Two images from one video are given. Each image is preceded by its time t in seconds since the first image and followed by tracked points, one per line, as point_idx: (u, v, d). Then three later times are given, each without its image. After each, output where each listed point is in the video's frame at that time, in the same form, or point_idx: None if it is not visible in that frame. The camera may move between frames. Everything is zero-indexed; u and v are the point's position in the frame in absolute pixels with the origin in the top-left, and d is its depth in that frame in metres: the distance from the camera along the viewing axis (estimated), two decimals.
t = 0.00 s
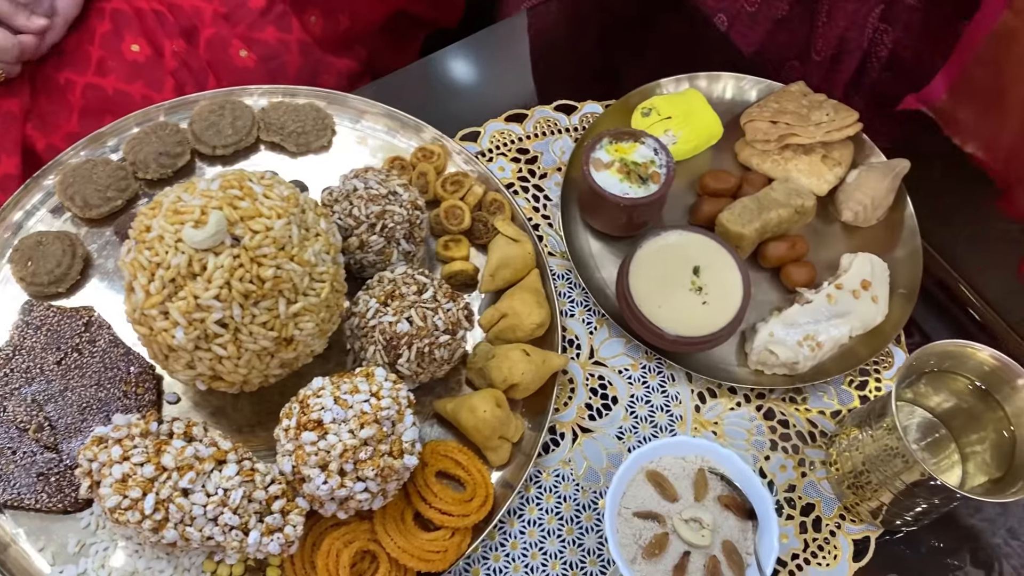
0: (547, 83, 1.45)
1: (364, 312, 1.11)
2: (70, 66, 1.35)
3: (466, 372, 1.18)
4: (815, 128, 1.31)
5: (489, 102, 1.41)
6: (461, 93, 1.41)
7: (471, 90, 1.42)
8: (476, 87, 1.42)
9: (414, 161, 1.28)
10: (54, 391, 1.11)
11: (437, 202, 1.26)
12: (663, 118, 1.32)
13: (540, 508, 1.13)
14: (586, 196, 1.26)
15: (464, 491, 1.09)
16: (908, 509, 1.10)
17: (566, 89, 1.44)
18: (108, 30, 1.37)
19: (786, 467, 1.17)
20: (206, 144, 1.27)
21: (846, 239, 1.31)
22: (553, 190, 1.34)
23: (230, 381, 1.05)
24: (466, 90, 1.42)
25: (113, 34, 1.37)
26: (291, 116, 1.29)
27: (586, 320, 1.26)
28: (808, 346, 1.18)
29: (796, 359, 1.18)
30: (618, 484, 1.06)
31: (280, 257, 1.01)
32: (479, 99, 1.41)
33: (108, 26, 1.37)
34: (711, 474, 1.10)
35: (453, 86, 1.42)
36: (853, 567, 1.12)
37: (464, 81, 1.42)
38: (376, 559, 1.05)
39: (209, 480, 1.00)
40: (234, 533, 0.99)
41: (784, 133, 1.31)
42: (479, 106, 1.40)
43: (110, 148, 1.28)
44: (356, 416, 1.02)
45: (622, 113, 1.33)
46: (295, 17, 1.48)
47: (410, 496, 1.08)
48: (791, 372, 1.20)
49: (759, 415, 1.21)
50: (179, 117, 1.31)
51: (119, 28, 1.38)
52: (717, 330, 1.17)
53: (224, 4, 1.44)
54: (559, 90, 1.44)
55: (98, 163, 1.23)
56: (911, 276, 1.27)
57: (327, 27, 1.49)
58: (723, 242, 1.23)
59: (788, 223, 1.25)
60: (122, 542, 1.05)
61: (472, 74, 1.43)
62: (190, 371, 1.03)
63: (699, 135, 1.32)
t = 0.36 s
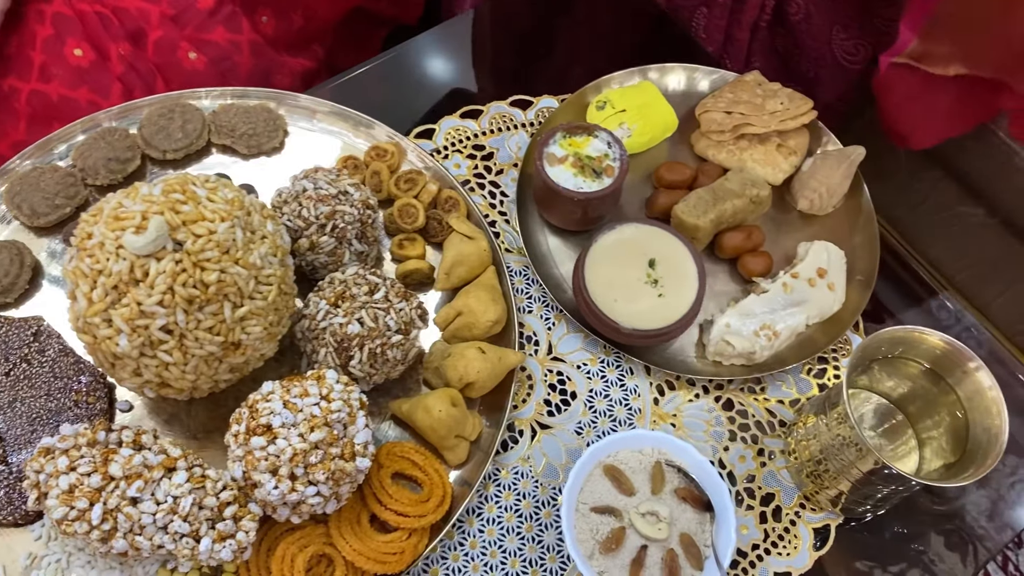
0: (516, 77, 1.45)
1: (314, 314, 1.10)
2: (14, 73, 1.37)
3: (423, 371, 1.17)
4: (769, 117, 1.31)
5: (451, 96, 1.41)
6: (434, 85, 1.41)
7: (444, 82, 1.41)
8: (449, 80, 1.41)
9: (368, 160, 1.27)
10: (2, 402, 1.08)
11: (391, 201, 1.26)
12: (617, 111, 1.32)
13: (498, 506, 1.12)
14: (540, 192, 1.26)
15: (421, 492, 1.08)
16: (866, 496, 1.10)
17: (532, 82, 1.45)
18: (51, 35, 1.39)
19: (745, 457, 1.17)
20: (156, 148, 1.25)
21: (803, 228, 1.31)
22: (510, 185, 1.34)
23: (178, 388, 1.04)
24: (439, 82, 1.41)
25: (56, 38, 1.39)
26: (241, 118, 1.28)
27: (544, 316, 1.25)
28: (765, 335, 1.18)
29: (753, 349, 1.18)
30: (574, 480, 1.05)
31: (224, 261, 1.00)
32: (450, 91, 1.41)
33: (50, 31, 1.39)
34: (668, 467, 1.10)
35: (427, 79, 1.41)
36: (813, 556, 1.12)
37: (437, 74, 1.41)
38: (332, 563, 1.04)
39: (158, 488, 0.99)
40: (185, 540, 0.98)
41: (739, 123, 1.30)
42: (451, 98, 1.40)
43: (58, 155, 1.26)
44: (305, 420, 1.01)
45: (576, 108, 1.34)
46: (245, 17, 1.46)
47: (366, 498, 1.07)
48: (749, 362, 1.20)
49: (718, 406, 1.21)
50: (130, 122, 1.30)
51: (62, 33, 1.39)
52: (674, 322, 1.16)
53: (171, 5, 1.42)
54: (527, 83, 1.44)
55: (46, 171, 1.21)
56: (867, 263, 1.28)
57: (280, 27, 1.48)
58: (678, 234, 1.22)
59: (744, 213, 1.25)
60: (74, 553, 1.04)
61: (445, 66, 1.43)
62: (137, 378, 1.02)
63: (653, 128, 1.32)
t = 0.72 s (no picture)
0: (486, 74, 1.51)
1: (274, 319, 1.09)
2: None
3: (387, 373, 1.17)
4: (731, 110, 1.31)
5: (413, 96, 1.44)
6: (408, 83, 1.45)
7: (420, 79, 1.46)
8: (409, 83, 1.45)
9: (329, 162, 1.26)
10: None
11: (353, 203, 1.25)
12: (579, 108, 1.31)
13: (466, 507, 1.12)
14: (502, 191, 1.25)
15: (386, 495, 1.08)
16: (832, 486, 1.10)
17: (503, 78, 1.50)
18: (10, 41, 1.46)
19: (712, 451, 1.17)
20: (115, 156, 1.24)
21: (766, 220, 1.32)
22: (473, 184, 1.35)
23: (137, 397, 1.04)
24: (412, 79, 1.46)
25: (15, 45, 1.46)
26: (201, 122, 1.27)
27: (509, 315, 1.25)
28: (729, 328, 1.18)
29: (718, 342, 1.18)
30: (538, 479, 1.05)
31: (179, 268, 0.99)
32: (424, 84, 1.46)
33: (10, 38, 1.46)
34: (633, 462, 1.10)
35: (396, 77, 1.45)
36: (781, 548, 1.12)
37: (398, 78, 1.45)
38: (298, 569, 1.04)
39: (118, 498, 0.98)
40: (146, 550, 0.97)
41: (701, 117, 1.30)
42: (424, 92, 1.45)
43: (15, 164, 1.24)
44: (265, 426, 1.00)
45: (538, 106, 1.34)
46: (203, 18, 1.53)
47: (331, 502, 1.07)
48: (714, 355, 1.20)
49: (684, 400, 1.21)
50: (89, 129, 1.29)
51: (21, 39, 1.46)
52: (638, 318, 1.16)
53: (126, 8, 1.50)
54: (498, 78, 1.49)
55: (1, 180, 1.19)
56: (831, 253, 1.28)
57: (238, 27, 1.55)
58: (641, 229, 1.22)
59: (707, 206, 1.25)
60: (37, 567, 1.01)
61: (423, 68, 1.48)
62: (94, 388, 1.02)
63: (616, 124, 1.32)
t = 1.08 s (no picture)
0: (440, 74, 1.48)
1: (246, 325, 1.08)
2: None
3: (363, 376, 1.16)
4: (705, 106, 1.31)
5: (386, 95, 1.43)
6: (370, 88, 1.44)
7: (381, 77, 1.45)
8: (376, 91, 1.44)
9: (301, 165, 1.26)
10: None
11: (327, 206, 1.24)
12: (553, 106, 1.32)
13: (444, 510, 1.11)
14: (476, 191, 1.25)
15: (363, 499, 1.07)
16: (810, 481, 1.10)
17: (459, 77, 1.49)
18: None
19: (691, 448, 1.17)
20: (85, 162, 1.22)
21: (742, 215, 1.32)
22: (449, 185, 1.34)
23: (109, 406, 1.03)
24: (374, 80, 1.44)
25: None
26: (172, 127, 1.26)
27: (486, 315, 1.25)
28: (706, 325, 1.18)
29: (694, 339, 1.18)
30: (515, 480, 1.05)
31: (147, 276, 0.98)
32: (383, 86, 1.44)
33: None
34: (611, 461, 1.09)
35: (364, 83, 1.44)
36: (761, 543, 1.12)
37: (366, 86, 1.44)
38: None
39: (90, 509, 0.97)
40: (120, 561, 0.96)
41: (675, 113, 1.30)
42: (389, 93, 1.43)
43: None
44: (238, 433, 1.00)
45: (512, 104, 1.34)
46: (173, 21, 1.51)
47: (307, 508, 1.06)
48: (691, 352, 1.20)
49: (662, 397, 1.21)
50: (58, 135, 1.27)
51: None
52: (615, 316, 1.16)
53: (94, 12, 1.49)
54: (457, 78, 1.49)
55: None
56: (807, 247, 1.28)
57: (210, 29, 1.54)
58: (616, 228, 1.22)
59: (682, 203, 1.25)
60: None
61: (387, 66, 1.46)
62: (65, 399, 1.01)
63: (590, 121, 1.32)
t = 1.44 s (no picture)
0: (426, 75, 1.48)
1: (231, 330, 1.08)
2: None
3: (350, 380, 1.16)
4: (690, 105, 1.31)
5: (371, 96, 1.42)
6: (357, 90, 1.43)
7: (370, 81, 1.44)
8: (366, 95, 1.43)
9: (286, 169, 1.25)
10: None
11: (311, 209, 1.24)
12: (538, 106, 1.31)
13: (432, 513, 1.11)
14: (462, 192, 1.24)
15: (350, 504, 1.06)
16: (799, 479, 1.10)
17: (445, 78, 1.48)
18: None
19: (679, 447, 1.17)
20: (67, 168, 1.21)
21: (729, 213, 1.32)
22: (434, 186, 1.34)
23: (92, 414, 1.02)
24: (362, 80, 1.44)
25: None
26: (155, 132, 1.25)
27: (473, 317, 1.25)
28: (693, 324, 1.17)
29: (682, 338, 1.17)
30: (503, 482, 1.04)
31: (129, 282, 0.98)
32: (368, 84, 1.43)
33: None
34: (599, 462, 1.09)
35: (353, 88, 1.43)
36: (750, 542, 1.11)
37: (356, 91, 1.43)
38: None
39: (74, 518, 0.96)
40: (105, 570, 0.95)
41: (660, 112, 1.30)
42: (373, 95, 1.42)
43: None
44: (223, 440, 0.99)
45: (497, 105, 1.34)
46: (156, 25, 1.51)
47: (294, 514, 1.05)
48: (679, 351, 1.20)
49: (650, 397, 1.20)
50: (40, 141, 1.26)
51: None
52: (601, 316, 1.15)
53: (77, 16, 1.49)
54: (442, 80, 1.48)
55: None
56: (794, 245, 1.28)
57: (193, 32, 1.55)
58: (603, 228, 1.22)
59: (668, 202, 1.24)
60: None
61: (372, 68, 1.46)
62: (48, 407, 1.00)
63: (575, 120, 1.31)
